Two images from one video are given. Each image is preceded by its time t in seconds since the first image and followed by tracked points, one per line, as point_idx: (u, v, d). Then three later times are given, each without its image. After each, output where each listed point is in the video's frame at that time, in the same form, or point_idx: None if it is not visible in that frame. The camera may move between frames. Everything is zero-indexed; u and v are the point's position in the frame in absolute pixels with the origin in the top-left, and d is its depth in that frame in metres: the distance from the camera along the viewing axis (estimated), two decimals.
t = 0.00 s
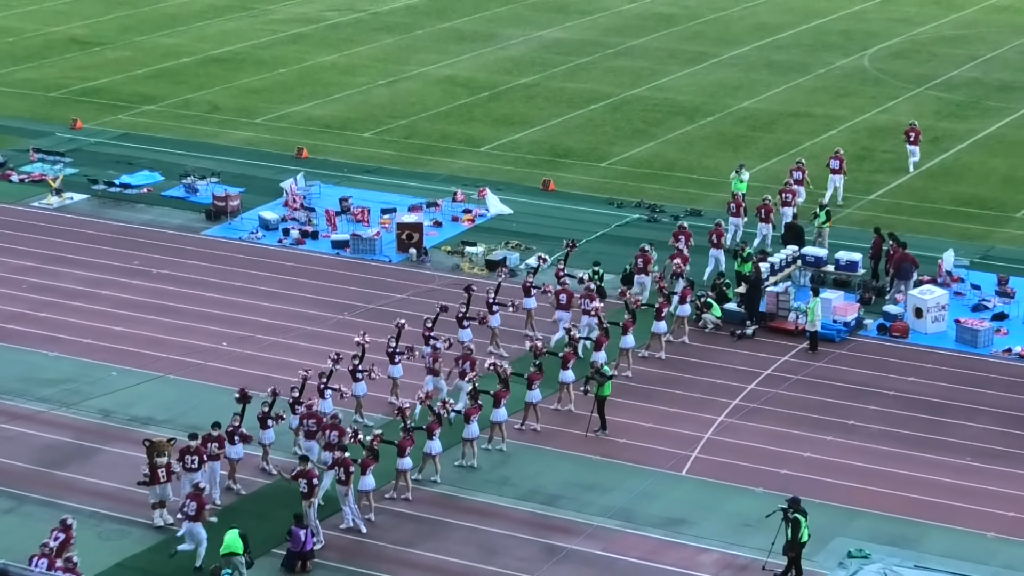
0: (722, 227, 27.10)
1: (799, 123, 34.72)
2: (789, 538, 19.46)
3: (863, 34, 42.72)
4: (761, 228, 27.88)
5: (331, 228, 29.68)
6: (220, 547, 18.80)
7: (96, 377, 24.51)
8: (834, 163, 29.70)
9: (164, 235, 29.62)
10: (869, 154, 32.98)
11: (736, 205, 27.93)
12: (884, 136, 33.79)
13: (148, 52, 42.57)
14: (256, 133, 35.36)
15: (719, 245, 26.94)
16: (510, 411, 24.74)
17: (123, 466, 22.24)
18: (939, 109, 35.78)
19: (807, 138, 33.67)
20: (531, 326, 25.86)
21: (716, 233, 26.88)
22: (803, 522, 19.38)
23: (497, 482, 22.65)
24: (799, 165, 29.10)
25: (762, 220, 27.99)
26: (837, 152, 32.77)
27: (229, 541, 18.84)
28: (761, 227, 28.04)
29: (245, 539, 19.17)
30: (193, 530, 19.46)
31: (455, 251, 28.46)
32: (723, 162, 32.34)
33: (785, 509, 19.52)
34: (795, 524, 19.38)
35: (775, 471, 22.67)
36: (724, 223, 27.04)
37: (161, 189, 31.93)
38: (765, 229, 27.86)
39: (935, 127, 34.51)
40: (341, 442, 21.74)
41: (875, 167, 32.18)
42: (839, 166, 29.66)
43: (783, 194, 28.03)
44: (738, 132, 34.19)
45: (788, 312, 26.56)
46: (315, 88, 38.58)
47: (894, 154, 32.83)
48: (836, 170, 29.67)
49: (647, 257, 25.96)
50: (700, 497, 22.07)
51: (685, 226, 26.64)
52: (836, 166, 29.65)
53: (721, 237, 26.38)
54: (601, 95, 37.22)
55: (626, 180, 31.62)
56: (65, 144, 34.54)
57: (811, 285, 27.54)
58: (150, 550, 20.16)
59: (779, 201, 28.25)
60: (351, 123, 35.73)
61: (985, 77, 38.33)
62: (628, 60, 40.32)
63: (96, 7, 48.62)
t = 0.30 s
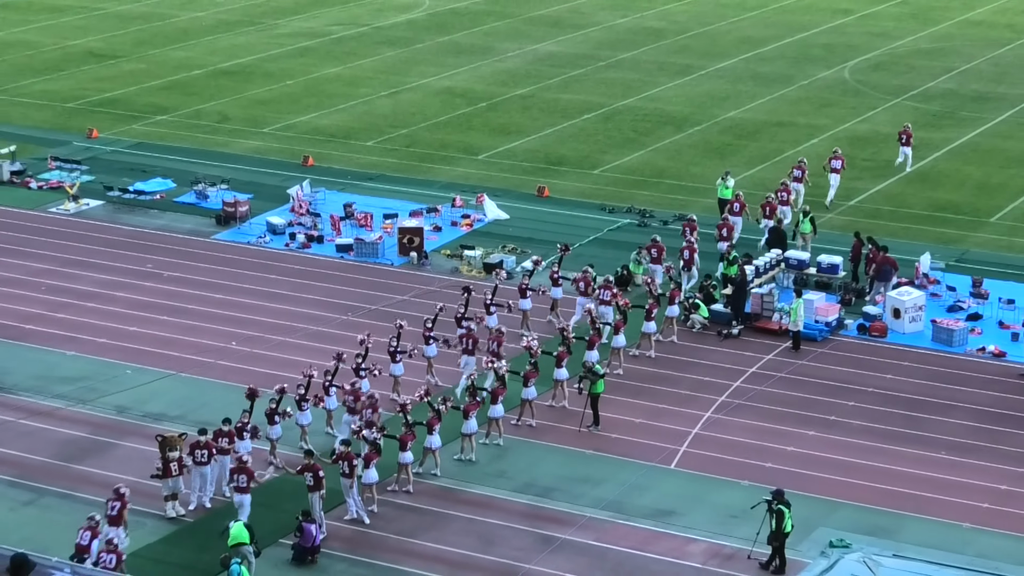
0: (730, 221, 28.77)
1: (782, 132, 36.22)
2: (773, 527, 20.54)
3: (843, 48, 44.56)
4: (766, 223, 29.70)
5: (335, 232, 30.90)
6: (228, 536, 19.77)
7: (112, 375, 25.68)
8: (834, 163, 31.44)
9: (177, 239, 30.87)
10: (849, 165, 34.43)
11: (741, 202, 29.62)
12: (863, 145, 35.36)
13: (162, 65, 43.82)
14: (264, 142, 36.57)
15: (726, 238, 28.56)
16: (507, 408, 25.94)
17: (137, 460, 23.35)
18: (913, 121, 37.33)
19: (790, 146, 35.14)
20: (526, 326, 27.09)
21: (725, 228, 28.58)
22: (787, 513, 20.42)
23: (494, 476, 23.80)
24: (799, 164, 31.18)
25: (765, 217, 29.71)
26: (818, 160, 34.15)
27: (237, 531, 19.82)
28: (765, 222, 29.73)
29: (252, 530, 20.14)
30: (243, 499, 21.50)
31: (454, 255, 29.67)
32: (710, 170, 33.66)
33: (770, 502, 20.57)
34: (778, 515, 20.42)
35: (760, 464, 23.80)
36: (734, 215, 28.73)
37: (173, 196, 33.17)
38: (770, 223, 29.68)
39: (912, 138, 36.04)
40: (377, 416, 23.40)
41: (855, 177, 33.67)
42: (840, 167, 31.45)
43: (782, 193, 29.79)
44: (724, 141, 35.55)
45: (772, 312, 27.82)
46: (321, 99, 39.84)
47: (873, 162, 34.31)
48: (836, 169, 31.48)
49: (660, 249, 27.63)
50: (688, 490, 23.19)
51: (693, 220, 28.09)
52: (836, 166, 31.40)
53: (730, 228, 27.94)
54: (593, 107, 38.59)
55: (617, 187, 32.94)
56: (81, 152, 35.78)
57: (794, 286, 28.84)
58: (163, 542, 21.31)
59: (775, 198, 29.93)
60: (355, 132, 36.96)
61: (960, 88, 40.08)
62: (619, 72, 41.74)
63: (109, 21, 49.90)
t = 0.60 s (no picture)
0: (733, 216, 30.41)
1: (767, 141, 37.64)
2: (759, 520, 21.55)
3: (827, 59, 46.19)
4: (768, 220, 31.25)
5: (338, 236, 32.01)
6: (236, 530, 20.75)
7: (124, 374, 26.78)
8: (832, 164, 33.26)
9: (187, 243, 32.05)
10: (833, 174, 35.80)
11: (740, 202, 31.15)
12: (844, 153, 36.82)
13: (172, 76, 45.01)
14: (270, 150, 37.73)
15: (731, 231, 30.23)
16: (503, 405, 27.08)
17: (150, 456, 24.26)
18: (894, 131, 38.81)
19: (775, 154, 36.52)
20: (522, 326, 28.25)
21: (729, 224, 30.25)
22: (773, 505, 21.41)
23: (492, 470, 24.89)
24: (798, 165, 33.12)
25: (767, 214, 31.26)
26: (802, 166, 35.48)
27: (243, 525, 20.81)
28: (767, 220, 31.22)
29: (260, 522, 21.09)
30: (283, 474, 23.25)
31: (453, 258, 30.83)
32: (699, 177, 34.96)
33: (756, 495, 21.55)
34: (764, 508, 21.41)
35: (746, 459, 24.87)
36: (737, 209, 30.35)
37: (184, 202, 34.34)
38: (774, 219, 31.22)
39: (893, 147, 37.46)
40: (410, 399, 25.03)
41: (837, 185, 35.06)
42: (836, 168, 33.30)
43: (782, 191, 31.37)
44: (711, 149, 36.89)
45: (758, 313, 29.00)
46: (324, 109, 41.08)
47: (854, 170, 35.75)
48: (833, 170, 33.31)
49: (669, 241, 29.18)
50: (678, 483, 24.24)
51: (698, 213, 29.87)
52: (833, 167, 33.23)
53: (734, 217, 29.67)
54: (586, 117, 39.92)
55: (610, 193, 34.21)
56: (95, 160, 36.94)
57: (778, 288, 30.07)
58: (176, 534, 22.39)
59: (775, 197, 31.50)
60: (358, 141, 38.16)
61: (937, 98, 41.72)
62: (611, 83, 43.07)
63: (123, 34, 51.12)
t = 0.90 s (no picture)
0: (738, 213, 31.89)
1: (754, 148, 38.94)
2: (748, 513, 22.39)
3: (811, 70, 47.91)
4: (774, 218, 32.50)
5: (342, 240, 33.16)
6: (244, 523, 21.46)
7: (135, 373, 27.84)
8: (833, 164, 35.18)
9: (196, 247, 33.17)
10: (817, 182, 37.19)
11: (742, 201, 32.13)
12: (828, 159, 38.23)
13: (182, 86, 46.16)
14: (276, 157, 38.83)
15: (736, 228, 31.84)
16: (500, 402, 28.14)
17: (159, 452, 25.33)
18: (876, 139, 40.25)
19: (762, 161, 37.79)
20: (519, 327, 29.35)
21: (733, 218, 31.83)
22: (760, 499, 22.24)
23: (490, 466, 25.85)
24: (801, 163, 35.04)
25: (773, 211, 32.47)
26: (788, 173, 36.74)
27: (251, 519, 21.55)
28: (772, 216, 32.45)
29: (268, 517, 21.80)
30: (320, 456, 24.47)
31: (452, 262, 31.96)
32: (689, 185, 36.15)
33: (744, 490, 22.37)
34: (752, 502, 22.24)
35: (735, 455, 25.83)
36: (741, 204, 31.75)
37: (193, 208, 35.45)
38: (778, 217, 32.43)
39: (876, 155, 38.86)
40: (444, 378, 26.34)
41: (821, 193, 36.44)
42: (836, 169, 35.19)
43: (783, 190, 32.63)
44: (701, 157, 38.10)
45: (746, 314, 30.12)
46: (329, 117, 42.20)
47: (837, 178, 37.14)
48: (832, 170, 35.24)
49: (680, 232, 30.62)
50: (669, 478, 25.18)
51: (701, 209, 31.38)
52: (834, 167, 35.13)
53: (737, 209, 31.13)
54: (580, 125, 41.11)
55: (603, 199, 35.37)
56: (107, 167, 38.06)
57: (765, 289, 31.23)
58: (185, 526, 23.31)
59: (776, 195, 32.72)
60: (360, 148, 39.26)
61: (917, 108, 43.31)
62: (604, 94, 44.31)
63: (135, 46, 52.29)
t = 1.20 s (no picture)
0: (740, 212, 33.72)
1: (741, 156, 40.19)
2: (735, 505, 23.10)
3: (795, 80, 49.27)
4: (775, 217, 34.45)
5: (345, 244, 34.36)
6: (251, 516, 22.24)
7: (146, 372, 28.93)
8: (829, 165, 36.98)
9: (205, 251, 34.39)
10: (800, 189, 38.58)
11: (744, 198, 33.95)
12: (811, 166, 39.58)
13: (191, 97, 47.37)
14: (282, 165, 40.01)
15: (739, 226, 33.65)
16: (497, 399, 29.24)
17: (169, 447, 26.34)
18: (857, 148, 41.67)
19: (749, 168, 39.05)
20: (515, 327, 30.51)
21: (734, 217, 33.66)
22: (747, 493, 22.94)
23: (487, 461, 26.78)
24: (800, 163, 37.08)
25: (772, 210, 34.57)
26: (774, 179, 38.02)
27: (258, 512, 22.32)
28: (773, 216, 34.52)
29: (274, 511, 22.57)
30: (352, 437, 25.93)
31: (451, 265, 33.17)
32: (678, 191, 37.37)
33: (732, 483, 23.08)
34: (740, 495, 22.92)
35: (723, 449, 26.77)
36: (744, 203, 33.68)
37: (202, 213, 36.66)
38: (778, 216, 34.37)
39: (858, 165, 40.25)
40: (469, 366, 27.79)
41: (805, 198, 37.76)
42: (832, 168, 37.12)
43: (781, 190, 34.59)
44: (690, 164, 39.37)
45: (733, 315, 31.36)
46: (332, 126, 43.40)
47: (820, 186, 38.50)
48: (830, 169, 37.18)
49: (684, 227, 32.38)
50: (660, 472, 26.09)
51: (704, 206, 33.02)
52: (830, 167, 37.00)
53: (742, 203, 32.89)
54: (573, 133, 42.32)
55: (596, 204, 36.59)
56: (119, 174, 39.29)
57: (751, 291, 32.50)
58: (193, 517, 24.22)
59: (776, 195, 34.60)
60: (363, 156, 40.40)
61: (897, 116, 44.83)
62: (597, 103, 45.61)
63: (147, 58, 53.48)
